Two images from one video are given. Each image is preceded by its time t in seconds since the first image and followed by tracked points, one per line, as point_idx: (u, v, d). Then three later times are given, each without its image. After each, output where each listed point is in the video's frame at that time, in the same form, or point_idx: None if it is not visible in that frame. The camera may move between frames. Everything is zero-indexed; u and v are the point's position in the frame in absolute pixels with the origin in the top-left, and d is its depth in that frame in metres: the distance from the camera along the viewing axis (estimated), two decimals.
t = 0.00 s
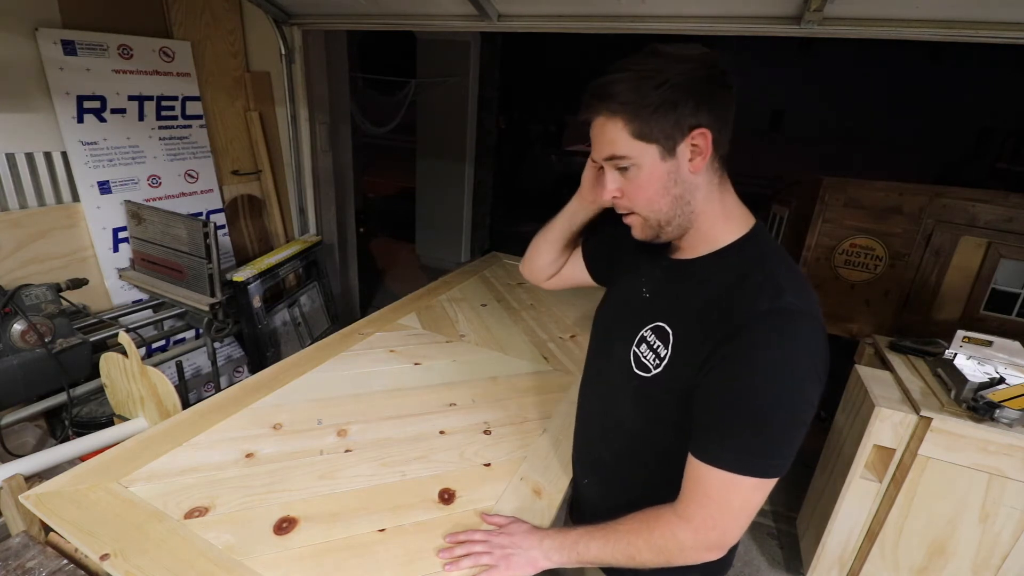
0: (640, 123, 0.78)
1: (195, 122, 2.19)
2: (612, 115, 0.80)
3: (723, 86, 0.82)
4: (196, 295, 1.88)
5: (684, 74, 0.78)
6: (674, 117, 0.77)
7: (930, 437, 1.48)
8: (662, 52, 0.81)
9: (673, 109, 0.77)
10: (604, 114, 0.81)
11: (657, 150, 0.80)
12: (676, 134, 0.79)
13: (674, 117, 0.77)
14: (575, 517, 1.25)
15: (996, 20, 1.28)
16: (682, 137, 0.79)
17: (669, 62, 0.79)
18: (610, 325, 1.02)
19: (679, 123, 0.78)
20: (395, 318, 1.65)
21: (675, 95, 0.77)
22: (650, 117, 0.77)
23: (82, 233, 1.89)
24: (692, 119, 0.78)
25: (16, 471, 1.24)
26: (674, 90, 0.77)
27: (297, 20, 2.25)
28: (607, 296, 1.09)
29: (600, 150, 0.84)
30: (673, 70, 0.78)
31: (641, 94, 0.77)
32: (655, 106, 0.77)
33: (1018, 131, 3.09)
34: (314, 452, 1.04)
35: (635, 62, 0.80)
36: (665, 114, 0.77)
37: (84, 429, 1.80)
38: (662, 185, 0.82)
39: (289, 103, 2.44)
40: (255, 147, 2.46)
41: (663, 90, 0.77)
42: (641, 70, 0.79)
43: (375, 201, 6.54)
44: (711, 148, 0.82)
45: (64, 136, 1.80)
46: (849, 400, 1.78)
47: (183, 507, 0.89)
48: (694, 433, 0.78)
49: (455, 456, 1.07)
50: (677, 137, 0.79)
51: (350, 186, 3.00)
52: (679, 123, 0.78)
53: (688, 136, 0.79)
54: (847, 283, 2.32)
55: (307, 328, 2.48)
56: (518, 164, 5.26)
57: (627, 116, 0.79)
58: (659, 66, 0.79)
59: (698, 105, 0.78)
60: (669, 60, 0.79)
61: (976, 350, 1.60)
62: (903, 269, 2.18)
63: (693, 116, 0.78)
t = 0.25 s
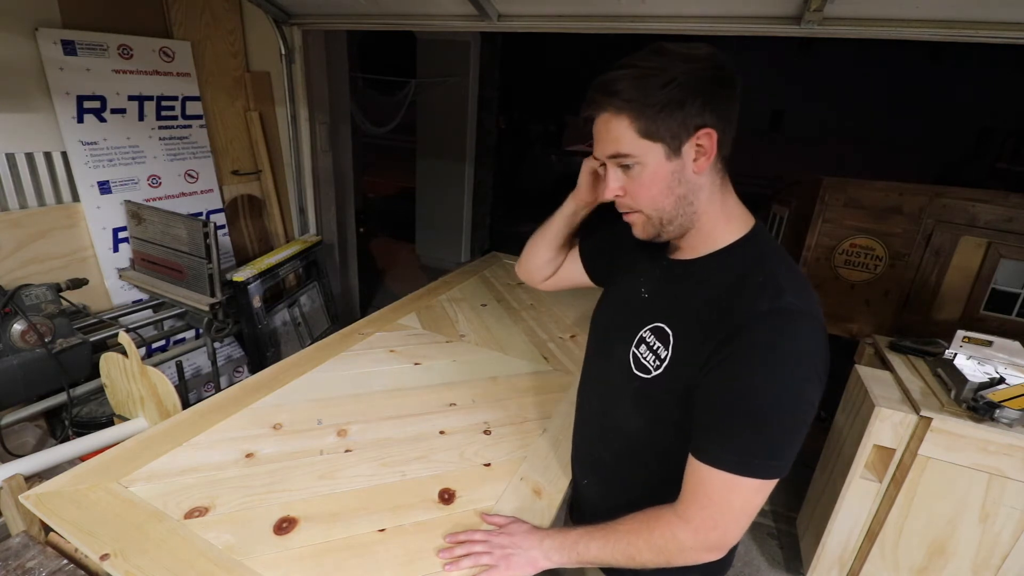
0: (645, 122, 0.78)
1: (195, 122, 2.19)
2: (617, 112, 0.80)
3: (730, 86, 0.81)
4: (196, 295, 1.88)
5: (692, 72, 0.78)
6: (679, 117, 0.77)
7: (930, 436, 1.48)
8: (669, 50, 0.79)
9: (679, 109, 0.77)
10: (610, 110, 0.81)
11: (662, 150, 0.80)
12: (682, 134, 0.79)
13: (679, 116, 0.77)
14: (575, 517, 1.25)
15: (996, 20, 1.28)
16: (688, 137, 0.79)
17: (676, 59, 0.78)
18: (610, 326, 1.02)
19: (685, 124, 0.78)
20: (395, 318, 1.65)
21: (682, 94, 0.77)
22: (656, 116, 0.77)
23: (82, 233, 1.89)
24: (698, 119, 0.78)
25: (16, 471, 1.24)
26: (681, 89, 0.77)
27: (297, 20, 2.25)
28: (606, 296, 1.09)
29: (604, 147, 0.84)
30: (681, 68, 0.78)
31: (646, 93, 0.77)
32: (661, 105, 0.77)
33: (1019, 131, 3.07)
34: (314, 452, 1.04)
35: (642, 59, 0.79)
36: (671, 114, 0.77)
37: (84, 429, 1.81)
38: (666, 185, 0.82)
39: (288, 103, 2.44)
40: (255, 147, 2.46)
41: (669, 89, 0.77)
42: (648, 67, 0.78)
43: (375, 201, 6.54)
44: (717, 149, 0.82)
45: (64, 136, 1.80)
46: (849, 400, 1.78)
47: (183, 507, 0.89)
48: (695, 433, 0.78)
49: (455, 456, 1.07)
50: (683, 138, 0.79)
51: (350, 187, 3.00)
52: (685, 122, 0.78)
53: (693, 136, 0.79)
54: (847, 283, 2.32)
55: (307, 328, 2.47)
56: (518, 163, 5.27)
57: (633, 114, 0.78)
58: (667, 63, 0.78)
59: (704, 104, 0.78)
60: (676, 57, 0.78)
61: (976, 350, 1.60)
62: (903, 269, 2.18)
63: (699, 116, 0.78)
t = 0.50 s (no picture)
0: (663, 122, 0.77)
1: (195, 122, 2.19)
2: (634, 107, 0.79)
3: (745, 94, 0.82)
4: (196, 295, 1.88)
5: (715, 75, 0.77)
6: (696, 120, 0.77)
7: (930, 436, 1.48)
8: (692, 48, 0.79)
9: (697, 111, 0.76)
10: (629, 103, 0.79)
11: (676, 151, 0.79)
12: (697, 137, 0.78)
13: (697, 119, 0.77)
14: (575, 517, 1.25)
15: (996, 20, 1.28)
16: (702, 141, 0.79)
17: (699, 60, 0.78)
18: (609, 326, 1.02)
19: (703, 126, 0.77)
20: (395, 319, 1.65)
21: (704, 96, 0.76)
22: (676, 115, 0.76)
23: (82, 233, 1.89)
24: (714, 124, 0.78)
25: (16, 471, 1.24)
26: (704, 91, 0.76)
27: (297, 20, 2.25)
28: (602, 297, 1.09)
29: (617, 141, 0.83)
30: (703, 70, 0.77)
31: (667, 91, 0.76)
32: (680, 106, 0.76)
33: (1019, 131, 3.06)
34: (314, 452, 1.04)
35: (666, 54, 0.78)
36: (689, 115, 0.76)
37: (84, 429, 1.81)
38: (674, 188, 0.82)
39: (289, 103, 2.44)
40: (255, 147, 2.46)
41: (689, 90, 0.76)
42: (669, 65, 0.77)
43: (375, 201, 6.54)
44: (727, 156, 0.82)
45: (64, 136, 1.80)
46: (849, 400, 1.78)
47: (183, 507, 0.89)
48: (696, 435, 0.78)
49: (455, 456, 1.07)
50: (697, 141, 0.79)
51: (350, 187, 3.00)
52: (704, 126, 0.77)
53: (708, 141, 0.79)
54: (847, 283, 2.32)
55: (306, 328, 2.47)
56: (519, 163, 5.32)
57: (652, 111, 0.77)
58: (691, 63, 0.78)
59: (721, 109, 0.78)
60: (697, 58, 0.78)
61: (976, 350, 1.60)
62: (903, 269, 2.18)
63: (716, 121, 0.78)
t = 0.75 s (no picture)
0: (667, 123, 0.77)
1: (195, 122, 2.19)
2: (640, 105, 0.78)
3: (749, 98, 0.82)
4: (196, 295, 1.88)
5: (723, 77, 0.77)
6: (701, 122, 0.77)
7: (930, 436, 1.48)
8: (701, 46, 0.78)
9: (701, 114, 0.76)
10: (635, 99, 0.78)
11: (678, 153, 0.79)
12: (700, 140, 0.78)
13: (702, 122, 0.77)
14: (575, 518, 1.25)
15: (996, 20, 1.27)
16: (704, 144, 0.79)
17: (708, 60, 0.77)
18: (609, 326, 1.02)
19: (707, 130, 0.77)
20: (395, 319, 1.65)
21: (710, 99, 0.76)
22: (681, 117, 0.76)
23: (82, 233, 1.89)
24: (718, 128, 0.78)
25: (16, 471, 1.24)
26: (710, 94, 0.76)
27: (297, 20, 2.25)
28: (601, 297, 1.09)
29: (619, 138, 0.82)
30: (711, 70, 0.76)
31: (673, 91, 0.75)
32: (685, 107, 0.76)
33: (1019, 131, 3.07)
34: (314, 452, 1.04)
35: (675, 52, 0.77)
36: (694, 118, 0.76)
37: (84, 429, 1.80)
38: (672, 189, 0.82)
39: (288, 103, 2.44)
40: (255, 147, 2.46)
41: (696, 91, 0.75)
42: (678, 62, 0.76)
43: (375, 201, 6.54)
44: (727, 160, 0.83)
45: (64, 136, 1.80)
46: (849, 399, 1.78)
47: (183, 507, 0.89)
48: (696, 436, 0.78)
49: (455, 456, 1.07)
50: (699, 145, 0.79)
51: (350, 186, 3.00)
52: (707, 129, 0.77)
53: (709, 145, 0.79)
54: (847, 283, 2.32)
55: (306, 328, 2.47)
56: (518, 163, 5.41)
57: (657, 111, 0.77)
58: (701, 63, 0.77)
59: (726, 113, 0.77)
60: (706, 57, 0.77)
61: (976, 350, 1.60)
62: (903, 269, 2.18)
63: (719, 125, 0.78)
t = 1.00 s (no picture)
0: (662, 121, 0.77)
1: (195, 122, 2.19)
2: (635, 102, 0.78)
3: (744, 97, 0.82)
4: (196, 295, 1.88)
5: (718, 76, 0.77)
6: (695, 120, 0.77)
7: (930, 437, 1.48)
8: (697, 45, 0.78)
9: (696, 112, 0.76)
10: (629, 97, 0.78)
11: (672, 151, 0.79)
12: (694, 138, 0.78)
13: (696, 121, 0.77)
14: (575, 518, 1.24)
15: (996, 20, 1.27)
16: (698, 142, 0.79)
17: (703, 58, 0.77)
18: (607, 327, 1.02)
19: (701, 128, 0.77)
20: (395, 319, 1.65)
21: (705, 97, 0.76)
22: (676, 115, 0.76)
23: (82, 233, 1.89)
24: (712, 127, 0.78)
25: (16, 471, 1.24)
26: (705, 92, 0.76)
27: (297, 20, 2.25)
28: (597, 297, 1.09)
29: (614, 136, 0.82)
30: (705, 69, 0.76)
31: (669, 89, 0.75)
32: (680, 105, 0.76)
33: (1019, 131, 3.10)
34: (314, 452, 1.04)
35: (670, 50, 0.77)
36: (689, 116, 0.76)
37: (84, 429, 1.80)
38: (667, 187, 0.82)
39: (288, 103, 2.44)
40: (255, 147, 2.46)
41: (691, 90, 0.76)
42: (674, 60, 0.76)
43: (375, 201, 6.54)
44: (721, 158, 0.83)
45: (64, 136, 1.80)
46: (849, 399, 1.78)
47: (183, 507, 0.89)
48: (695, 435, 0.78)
49: (455, 456, 1.07)
50: (694, 143, 0.79)
51: (350, 186, 3.00)
52: (701, 127, 0.77)
53: (703, 144, 0.79)
54: (847, 283, 2.32)
55: (307, 328, 2.47)
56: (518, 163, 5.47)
57: (652, 108, 0.77)
58: (696, 62, 0.77)
59: (721, 111, 0.78)
60: (701, 56, 0.77)
61: (976, 350, 1.60)
62: (903, 269, 2.19)
63: (713, 123, 0.78)
